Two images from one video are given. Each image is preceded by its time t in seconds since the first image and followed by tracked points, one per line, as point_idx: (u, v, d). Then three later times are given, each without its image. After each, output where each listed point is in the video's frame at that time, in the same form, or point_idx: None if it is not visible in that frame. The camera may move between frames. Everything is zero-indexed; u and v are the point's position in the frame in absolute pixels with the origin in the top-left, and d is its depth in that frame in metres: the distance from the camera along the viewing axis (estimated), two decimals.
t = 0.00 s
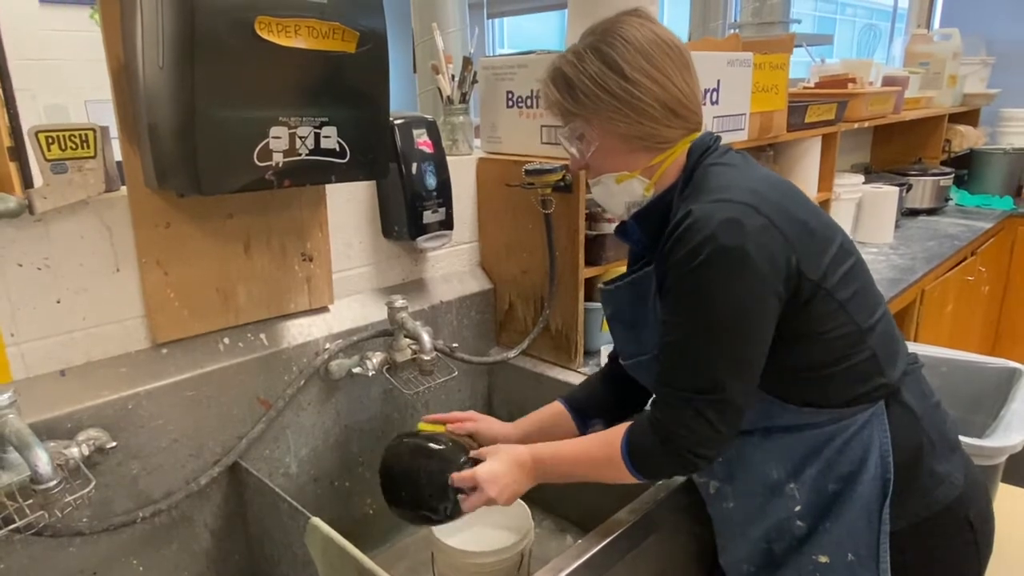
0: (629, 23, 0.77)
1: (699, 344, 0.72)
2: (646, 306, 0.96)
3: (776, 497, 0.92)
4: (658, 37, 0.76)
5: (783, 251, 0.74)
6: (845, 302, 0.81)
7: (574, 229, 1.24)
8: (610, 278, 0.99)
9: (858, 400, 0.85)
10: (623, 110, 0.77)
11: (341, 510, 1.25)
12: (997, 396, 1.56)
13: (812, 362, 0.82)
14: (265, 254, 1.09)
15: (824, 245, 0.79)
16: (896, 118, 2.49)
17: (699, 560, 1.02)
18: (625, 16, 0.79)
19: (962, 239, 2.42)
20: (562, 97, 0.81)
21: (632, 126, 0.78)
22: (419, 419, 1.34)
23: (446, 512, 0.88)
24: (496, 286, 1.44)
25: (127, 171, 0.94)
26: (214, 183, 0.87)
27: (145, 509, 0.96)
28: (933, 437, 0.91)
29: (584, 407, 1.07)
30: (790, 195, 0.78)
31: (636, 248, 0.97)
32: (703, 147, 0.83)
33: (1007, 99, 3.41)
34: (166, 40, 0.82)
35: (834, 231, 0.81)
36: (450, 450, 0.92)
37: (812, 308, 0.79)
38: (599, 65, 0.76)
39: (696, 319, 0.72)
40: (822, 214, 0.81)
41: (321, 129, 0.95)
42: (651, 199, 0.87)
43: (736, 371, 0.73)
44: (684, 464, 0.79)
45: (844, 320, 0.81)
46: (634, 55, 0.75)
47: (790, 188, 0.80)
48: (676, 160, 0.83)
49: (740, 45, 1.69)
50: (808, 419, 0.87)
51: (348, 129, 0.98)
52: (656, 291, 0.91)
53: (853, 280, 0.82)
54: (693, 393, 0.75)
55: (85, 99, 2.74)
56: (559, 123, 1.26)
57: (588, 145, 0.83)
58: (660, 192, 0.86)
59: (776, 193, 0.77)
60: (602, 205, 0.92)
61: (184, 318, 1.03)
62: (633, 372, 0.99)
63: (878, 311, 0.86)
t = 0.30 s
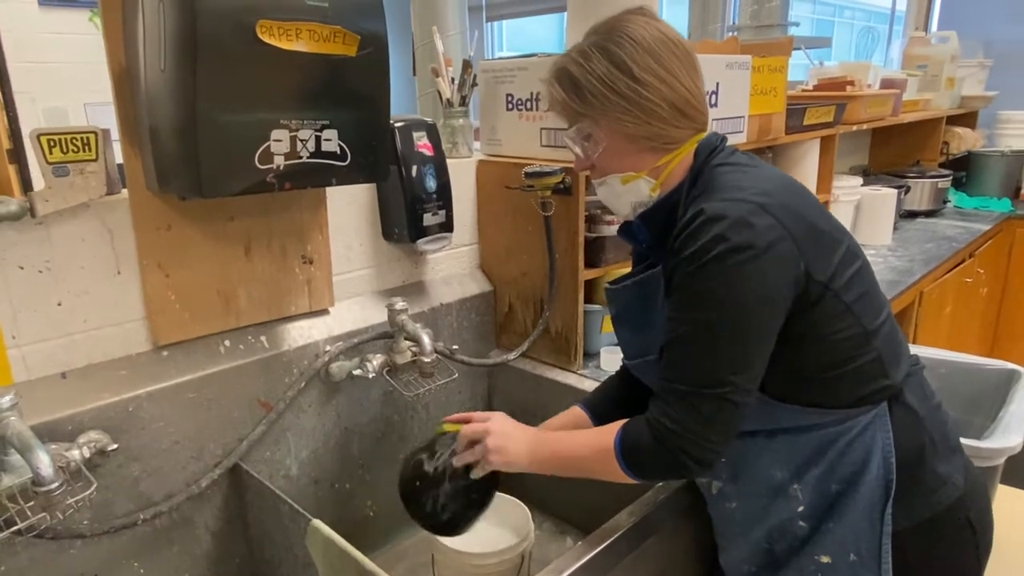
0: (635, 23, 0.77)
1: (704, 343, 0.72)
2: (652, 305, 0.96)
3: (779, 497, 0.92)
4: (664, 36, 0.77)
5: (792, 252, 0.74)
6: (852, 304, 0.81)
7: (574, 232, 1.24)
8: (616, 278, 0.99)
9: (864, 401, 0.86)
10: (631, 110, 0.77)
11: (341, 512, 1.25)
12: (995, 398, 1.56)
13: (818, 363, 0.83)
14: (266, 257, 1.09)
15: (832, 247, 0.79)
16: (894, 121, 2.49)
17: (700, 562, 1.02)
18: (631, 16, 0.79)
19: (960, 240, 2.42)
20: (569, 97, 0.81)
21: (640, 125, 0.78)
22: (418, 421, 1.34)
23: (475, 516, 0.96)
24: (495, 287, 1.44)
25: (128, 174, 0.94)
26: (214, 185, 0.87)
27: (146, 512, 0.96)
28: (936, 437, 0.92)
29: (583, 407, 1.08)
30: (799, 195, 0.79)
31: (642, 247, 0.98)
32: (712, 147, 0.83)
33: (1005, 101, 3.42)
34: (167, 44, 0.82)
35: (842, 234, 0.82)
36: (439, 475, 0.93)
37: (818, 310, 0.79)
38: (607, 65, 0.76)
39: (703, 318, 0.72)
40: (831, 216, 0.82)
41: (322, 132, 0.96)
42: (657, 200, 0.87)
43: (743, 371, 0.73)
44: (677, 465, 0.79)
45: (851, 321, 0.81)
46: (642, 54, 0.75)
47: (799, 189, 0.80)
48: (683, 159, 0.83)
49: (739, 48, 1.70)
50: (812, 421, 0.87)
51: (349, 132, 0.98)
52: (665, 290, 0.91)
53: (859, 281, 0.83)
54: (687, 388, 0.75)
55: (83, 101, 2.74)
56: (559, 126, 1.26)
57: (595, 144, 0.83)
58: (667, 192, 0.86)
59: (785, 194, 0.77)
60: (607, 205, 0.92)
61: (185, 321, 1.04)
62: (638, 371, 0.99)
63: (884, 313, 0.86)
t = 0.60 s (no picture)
0: (650, 19, 0.78)
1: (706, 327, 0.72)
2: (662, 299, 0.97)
3: (782, 497, 0.92)
4: (678, 32, 0.78)
5: (807, 243, 0.75)
6: (864, 302, 0.82)
7: (573, 237, 1.25)
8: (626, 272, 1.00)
9: (870, 401, 0.87)
10: (646, 105, 0.77)
11: (341, 514, 1.25)
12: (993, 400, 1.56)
13: (830, 360, 0.83)
14: (267, 260, 1.10)
15: (846, 245, 0.79)
16: (891, 123, 2.50)
17: (700, 563, 1.03)
18: (646, 12, 0.80)
19: (958, 242, 2.43)
20: (584, 93, 0.81)
21: (655, 120, 0.78)
22: (418, 423, 1.35)
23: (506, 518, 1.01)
24: (494, 290, 1.44)
25: (130, 177, 0.95)
26: (215, 188, 0.88)
27: (146, 514, 0.96)
28: (942, 441, 0.94)
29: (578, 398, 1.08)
30: (815, 192, 0.79)
31: (653, 243, 0.99)
32: (728, 146, 0.85)
33: (1002, 103, 3.43)
34: (169, 48, 0.83)
35: (857, 234, 0.82)
36: (468, 524, 0.94)
37: (829, 308, 0.80)
38: (622, 60, 0.77)
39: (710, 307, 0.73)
40: (847, 216, 0.82)
41: (322, 135, 0.96)
42: (670, 195, 0.88)
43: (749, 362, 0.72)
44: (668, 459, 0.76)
45: (863, 319, 0.82)
46: (657, 50, 0.76)
47: (816, 187, 0.81)
48: (698, 155, 0.84)
49: (737, 51, 1.71)
50: (820, 421, 0.88)
51: (349, 135, 0.99)
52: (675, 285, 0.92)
53: (873, 281, 0.83)
54: (690, 366, 0.72)
55: (81, 104, 2.74)
56: (559, 129, 1.27)
57: (608, 140, 0.84)
58: (680, 187, 0.87)
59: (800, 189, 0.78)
60: (619, 201, 0.93)
61: (186, 323, 1.04)
62: (646, 365, 1.00)
63: (896, 314, 0.87)
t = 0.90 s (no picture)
0: (645, 22, 0.79)
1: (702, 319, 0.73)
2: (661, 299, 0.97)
3: (782, 498, 0.92)
4: (673, 34, 0.78)
5: (805, 240, 0.76)
6: (863, 301, 0.82)
7: (573, 234, 1.25)
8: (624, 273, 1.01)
9: (869, 401, 0.87)
10: (643, 107, 0.78)
11: (340, 516, 1.25)
12: (992, 402, 1.57)
13: (828, 358, 0.84)
14: (266, 262, 1.11)
15: (844, 243, 0.80)
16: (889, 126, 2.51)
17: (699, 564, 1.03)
18: (640, 16, 0.80)
19: (956, 244, 2.44)
20: (580, 96, 0.82)
21: (652, 122, 0.79)
22: (417, 425, 1.35)
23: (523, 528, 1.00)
24: (491, 291, 1.45)
25: (130, 180, 0.95)
26: (215, 191, 0.89)
27: (146, 516, 0.96)
28: (942, 443, 0.94)
29: (577, 395, 1.09)
30: (815, 191, 0.80)
31: (653, 243, 0.99)
32: (727, 146, 0.86)
33: (1000, 105, 3.44)
34: (168, 52, 0.84)
35: (856, 234, 0.82)
36: (469, 528, 0.94)
37: (826, 307, 0.80)
38: (618, 63, 0.78)
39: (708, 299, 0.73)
40: (846, 215, 0.82)
41: (321, 138, 0.97)
42: (669, 196, 0.89)
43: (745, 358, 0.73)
44: (663, 453, 0.76)
45: (861, 317, 0.82)
46: (652, 52, 0.77)
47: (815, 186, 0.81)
48: (696, 155, 0.85)
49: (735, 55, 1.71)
50: (820, 422, 0.88)
51: (348, 139, 1.00)
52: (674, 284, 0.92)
53: (872, 280, 0.84)
54: (685, 356, 0.73)
55: (81, 108, 2.75)
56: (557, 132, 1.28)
57: (607, 143, 0.84)
58: (679, 187, 0.88)
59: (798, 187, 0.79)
60: (619, 204, 0.93)
61: (185, 326, 1.04)
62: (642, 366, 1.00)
63: (895, 314, 0.87)
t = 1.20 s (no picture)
0: (615, 37, 0.79)
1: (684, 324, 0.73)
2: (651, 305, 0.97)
3: (774, 498, 0.92)
4: (644, 47, 0.78)
5: (786, 244, 0.76)
6: (847, 302, 0.82)
7: (571, 237, 1.26)
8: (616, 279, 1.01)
9: (861, 401, 0.88)
10: (619, 121, 0.79)
11: (340, 518, 1.25)
12: (991, 403, 1.57)
13: (815, 359, 0.84)
14: (266, 265, 1.11)
15: (827, 245, 0.80)
16: (887, 128, 2.51)
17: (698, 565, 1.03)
18: (611, 30, 0.80)
19: (955, 246, 2.44)
20: (558, 114, 0.83)
21: (630, 134, 0.80)
22: (416, 427, 1.35)
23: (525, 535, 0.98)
24: (491, 294, 1.45)
25: (130, 184, 0.96)
26: (215, 194, 0.89)
27: (146, 518, 0.96)
28: (930, 440, 0.94)
29: (573, 395, 1.09)
30: (797, 193, 0.80)
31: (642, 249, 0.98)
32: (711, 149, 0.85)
33: (999, 107, 3.45)
34: (167, 55, 0.84)
35: (840, 235, 0.83)
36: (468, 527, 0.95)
37: (812, 308, 0.81)
38: (591, 81, 0.78)
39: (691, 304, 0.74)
40: (830, 217, 0.83)
41: (320, 141, 0.97)
42: (655, 205, 0.88)
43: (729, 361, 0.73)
44: (649, 458, 0.77)
45: (845, 318, 0.83)
46: (624, 67, 0.77)
47: (798, 189, 0.82)
48: (680, 160, 0.84)
49: (733, 57, 1.72)
50: (809, 422, 0.89)
51: (347, 142, 1.00)
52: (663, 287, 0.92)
53: (857, 281, 0.84)
54: (668, 360, 0.73)
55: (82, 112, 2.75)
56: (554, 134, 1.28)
57: (589, 156, 0.85)
58: (663, 195, 0.87)
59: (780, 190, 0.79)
60: (609, 213, 0.94)
61: (185, 328, 1.05)
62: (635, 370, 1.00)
63: (880, 315, 0.87)
